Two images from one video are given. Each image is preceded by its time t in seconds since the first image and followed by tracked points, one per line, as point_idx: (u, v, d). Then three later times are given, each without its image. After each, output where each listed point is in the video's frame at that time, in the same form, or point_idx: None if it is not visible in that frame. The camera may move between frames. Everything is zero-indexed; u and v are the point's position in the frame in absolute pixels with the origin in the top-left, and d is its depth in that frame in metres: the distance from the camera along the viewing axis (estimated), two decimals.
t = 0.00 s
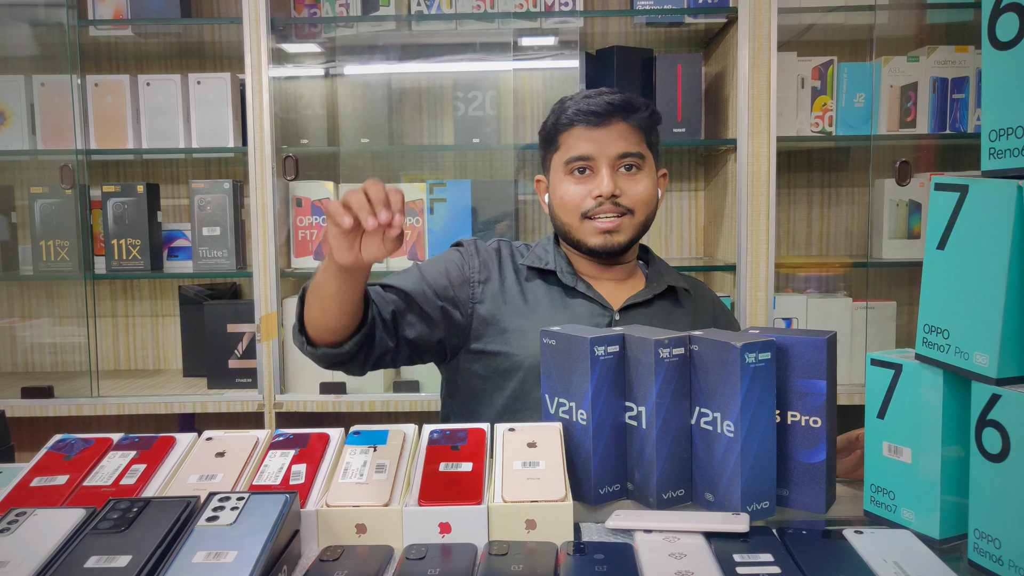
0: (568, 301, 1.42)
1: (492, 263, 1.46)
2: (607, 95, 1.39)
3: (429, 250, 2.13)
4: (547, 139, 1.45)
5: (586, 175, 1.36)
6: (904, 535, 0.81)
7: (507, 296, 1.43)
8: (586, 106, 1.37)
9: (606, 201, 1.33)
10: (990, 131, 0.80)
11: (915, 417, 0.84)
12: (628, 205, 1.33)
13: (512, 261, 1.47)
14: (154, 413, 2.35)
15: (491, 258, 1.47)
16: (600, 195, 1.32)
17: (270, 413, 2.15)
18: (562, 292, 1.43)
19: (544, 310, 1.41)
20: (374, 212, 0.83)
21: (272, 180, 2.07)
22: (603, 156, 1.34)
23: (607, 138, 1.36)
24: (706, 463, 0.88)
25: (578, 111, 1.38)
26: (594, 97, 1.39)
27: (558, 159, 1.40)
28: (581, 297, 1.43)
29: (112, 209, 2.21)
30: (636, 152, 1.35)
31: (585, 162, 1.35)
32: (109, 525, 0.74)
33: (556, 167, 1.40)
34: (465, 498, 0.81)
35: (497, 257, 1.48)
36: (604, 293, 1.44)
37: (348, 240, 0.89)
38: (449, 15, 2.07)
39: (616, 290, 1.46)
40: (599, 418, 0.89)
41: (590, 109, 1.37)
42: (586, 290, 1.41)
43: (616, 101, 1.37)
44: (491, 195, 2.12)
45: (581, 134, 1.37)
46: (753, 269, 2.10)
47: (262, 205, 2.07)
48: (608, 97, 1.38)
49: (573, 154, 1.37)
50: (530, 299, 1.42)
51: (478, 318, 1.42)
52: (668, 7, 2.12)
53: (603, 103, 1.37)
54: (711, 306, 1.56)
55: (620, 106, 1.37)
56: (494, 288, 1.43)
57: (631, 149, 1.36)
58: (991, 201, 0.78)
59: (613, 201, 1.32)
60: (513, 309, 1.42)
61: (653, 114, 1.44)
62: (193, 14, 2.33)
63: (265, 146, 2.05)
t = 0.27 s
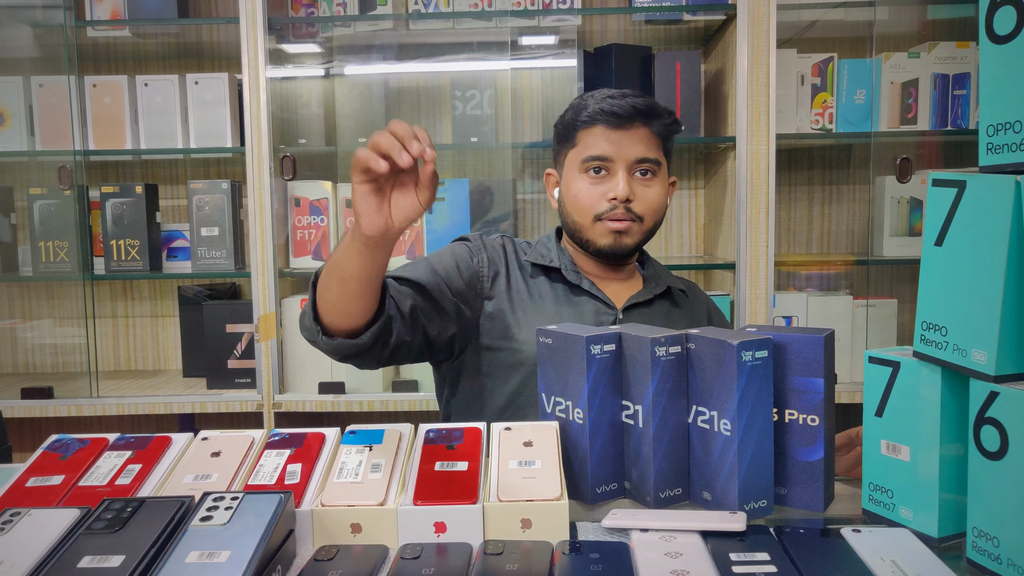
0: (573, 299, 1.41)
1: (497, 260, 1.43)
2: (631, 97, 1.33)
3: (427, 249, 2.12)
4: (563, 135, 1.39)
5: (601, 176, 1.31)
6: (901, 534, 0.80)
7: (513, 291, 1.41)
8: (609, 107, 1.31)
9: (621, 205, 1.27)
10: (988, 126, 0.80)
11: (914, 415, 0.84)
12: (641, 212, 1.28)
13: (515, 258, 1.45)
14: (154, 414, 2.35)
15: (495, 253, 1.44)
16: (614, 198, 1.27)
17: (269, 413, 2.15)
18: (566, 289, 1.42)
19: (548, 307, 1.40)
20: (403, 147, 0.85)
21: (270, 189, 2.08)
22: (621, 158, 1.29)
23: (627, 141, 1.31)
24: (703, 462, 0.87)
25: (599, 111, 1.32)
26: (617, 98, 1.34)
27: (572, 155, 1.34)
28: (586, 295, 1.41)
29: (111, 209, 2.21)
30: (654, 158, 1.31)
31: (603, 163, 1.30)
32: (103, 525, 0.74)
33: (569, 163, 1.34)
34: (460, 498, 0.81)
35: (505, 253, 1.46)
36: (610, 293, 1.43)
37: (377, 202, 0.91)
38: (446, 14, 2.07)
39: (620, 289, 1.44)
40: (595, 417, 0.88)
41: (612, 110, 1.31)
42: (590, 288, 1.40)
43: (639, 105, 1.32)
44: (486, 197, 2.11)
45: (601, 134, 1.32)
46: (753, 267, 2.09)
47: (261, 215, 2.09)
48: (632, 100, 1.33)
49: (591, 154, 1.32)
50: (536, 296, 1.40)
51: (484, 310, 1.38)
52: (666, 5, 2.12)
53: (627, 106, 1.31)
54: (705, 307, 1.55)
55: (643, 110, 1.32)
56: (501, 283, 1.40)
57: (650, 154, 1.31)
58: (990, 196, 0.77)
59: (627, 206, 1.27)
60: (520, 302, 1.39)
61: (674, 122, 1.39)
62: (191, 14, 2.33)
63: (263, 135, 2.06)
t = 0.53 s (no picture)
0: (571, 297, 1.40)
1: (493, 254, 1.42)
2: (629, 97, 1.31)
3: (428, 245, 2.13)
4: (562, 135, 1.37)
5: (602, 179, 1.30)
6: (902, 530, 0.80)
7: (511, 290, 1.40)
8: (607, 110, 1.29)
9: (623, 208, 1.27)
10: (989, 119, 0.79)
11: (915, 410, 0.84)
12: (644, 213, 1.28)
13: (512, 254, 1.45)
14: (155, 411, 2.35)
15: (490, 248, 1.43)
16: (617, 202, 1.26)
17: (270, 411, 2.15)
18: (564, 286, 1.41)
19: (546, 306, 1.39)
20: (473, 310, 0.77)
21: (270, 181, 2.09)
22: (622, 162, 1.28)
23: (627, 143, 1.30)
24: (703, 458, 0.87)
25: (597, 112, 1.30)
26: (615, 98, 1.32)
27: (573, 159, 1.33)
28: (583, 291, 1.40)
29: (112, 207, 2.21)
30: (655, 159, 1.29)
31: (604, 167, 1.29)
32: (101, 521, 0.74)
33: (570, 167, 1.34)
34: (459, 494, 0.81)
35: (507, 249, 1.46)
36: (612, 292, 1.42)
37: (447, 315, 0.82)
38: (445, 9, 2.07)
39: (621, 288, 1.43)
40: (595, 413, 0.88)
41: (610, 112, 1.29)
42: (588, 285, 1.39)
43: (639, 105, 1.30)
44: (484, 194, 2.11)
45: (601, 137, 1.30)
46: (754, 263, 2.09)
47: (261, 219, 2.11)
48: (631, 100, 1.31)
49: (591, 156, 1.30)
50: (534, 293, 1.40)
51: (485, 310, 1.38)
52: None
53: (625, 107, 1.29)
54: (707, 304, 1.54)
55: (642, 111, 1.30)
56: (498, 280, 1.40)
57: (649, 155, 1.30)
58: (990, 191, 0.77)
59: (630, 208, 1.27)
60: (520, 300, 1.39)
61: (671, 119, 1.37)
62: (190, 12, 2.32)
63: (263, 147, 2.08)
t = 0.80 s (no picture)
0: (581, 295, 1.38)
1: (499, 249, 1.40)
2: (614, 90, 1.31)
3: (433, 242, 2.15)
4: (556, 133, 1.38)
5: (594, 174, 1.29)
6: (909, 526, 0.80)
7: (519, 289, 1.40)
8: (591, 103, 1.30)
9: (614, 200, 1.25)
10: (998, 113, 0.78)
11: (922, 406, 0.83)
12: (636, 206, 1.26)
13: (519, 251, 1.44)
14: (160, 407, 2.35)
15: (496, 243, 1.40)
16: (607, 195, 1.25)
17: (275, 406, 2.14)
18: (573, 283, 1.40)
19: (556, 305, 1.38)
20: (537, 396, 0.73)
21: (275, 182, 2.08)
22: (611, 154, 1.26)
23: (615, 135, 1.29)
24: (709, 454, 0.86)
25: (584, 107, 1.30)
26: (600, 92, 1.32)
27: (565, 156, 1.33)
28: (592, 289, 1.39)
29: (116, 203, 2.21)
30: (646, 150, 1.27)
31: (594, 161, 1.27)
32: (107, 517, 0.74)
33: (563, 164, 1.33)
34: (465, 490, 0.80)
35: (513, 246, 1.45)
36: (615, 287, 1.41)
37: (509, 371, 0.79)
38: (449, 5, 2.07)
39: (626, 284, 1.42)
40: (600, 409, 0.87)
41: (596, 105, 1.30)
42: (597, 283, 1.37)
43: (623, 96, 1.30)
44: (492, 188, 2.12)
45: (590, 132, 1.30)
46: (759, 259, 2.09)
47: (265, 208, 2.09)
48: (614, 93, 1.31)
49: (581, 151, 1.29)
50: (545, 291, 1.39)
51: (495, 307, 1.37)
52: None
53: (610, 100, 1.29)
54: (716, 299, 1.54)
55: (627, 102, 1.30)
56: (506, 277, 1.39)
57: (640, 146, 1.28)
58: (999, 185, 0.76)
59: (621, 201, 1.25)
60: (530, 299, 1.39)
61: (662, 107, 1.36)
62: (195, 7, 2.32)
63: (268, 145, 2.06)
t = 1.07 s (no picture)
0: (595, 298, 1.37)
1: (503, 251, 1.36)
2: (632, 76, 1.31)
3: (436, 240, 2.15)
4: (570, 123, 1.37)
5: (613, 158, 1.28)
6: (915, 523, 0.80)
7: (532, 291, 1.36)
8: (611, 87, 1.29)
9: (636, 182, 1.25)
10: (1002, 111, 0.79)
11: (928, 403, 0.83)
12: (658, 190, 1.25)
13: (528, 250, 1.40)
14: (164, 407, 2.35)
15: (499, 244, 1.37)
16: (629, 177, 1.24)
17: (280, 405, 2.16)
18: (586, 285, 1.38)
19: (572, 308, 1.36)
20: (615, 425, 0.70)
21: (278, 175, 2.08)
22: (631, 137, 1.26)
23: (634, 119, 1.28)
24: (715, 452, 0.86)
25: (603, 91, 1.30)
26: (618, 78, 1.32)
27: (581, 141, 1.31)
28: (605, 290, 1.37)
29: (120, 203, 2.21)
30: (665, 133, 1.28)
31: (611, 143, 1.28)
32: (114, 516, 0.74)
33: (579, 149, 1.32)
34: (471, 489, 0.81)
35: (521, 246, 1.40)
36: (624, 285, 1.40)
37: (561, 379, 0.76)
38: (453, 4, 2.07)
39: (636, 282, 1.41)
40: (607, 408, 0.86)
41: (615, 88, 1.29)
42: (611, 284, 1.36)
43: (642, 81, 1.30)
44: (497, 186, 2.12)
45: (608, 115, 1.29)
46: (763, 258, 2.09)
47: (267, 197, 2.09)
48: (633, 78, 1.31)
49: (599, 136, 1.29)
50: (560, 294, 1.36)
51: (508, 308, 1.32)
52: None
53: (629, 83, 1.29)
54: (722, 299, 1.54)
55: (647, 86, 1.30)
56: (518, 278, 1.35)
57: (659, 129, 1.28)
58: (1003, 181, 0.76)
59: (643, 183, 1.25)
60: (545, 301, 1.35)
61: (677, 95, 1.37)
62: (198, 7, 2.32)
63: (271, 147, 2.07)
